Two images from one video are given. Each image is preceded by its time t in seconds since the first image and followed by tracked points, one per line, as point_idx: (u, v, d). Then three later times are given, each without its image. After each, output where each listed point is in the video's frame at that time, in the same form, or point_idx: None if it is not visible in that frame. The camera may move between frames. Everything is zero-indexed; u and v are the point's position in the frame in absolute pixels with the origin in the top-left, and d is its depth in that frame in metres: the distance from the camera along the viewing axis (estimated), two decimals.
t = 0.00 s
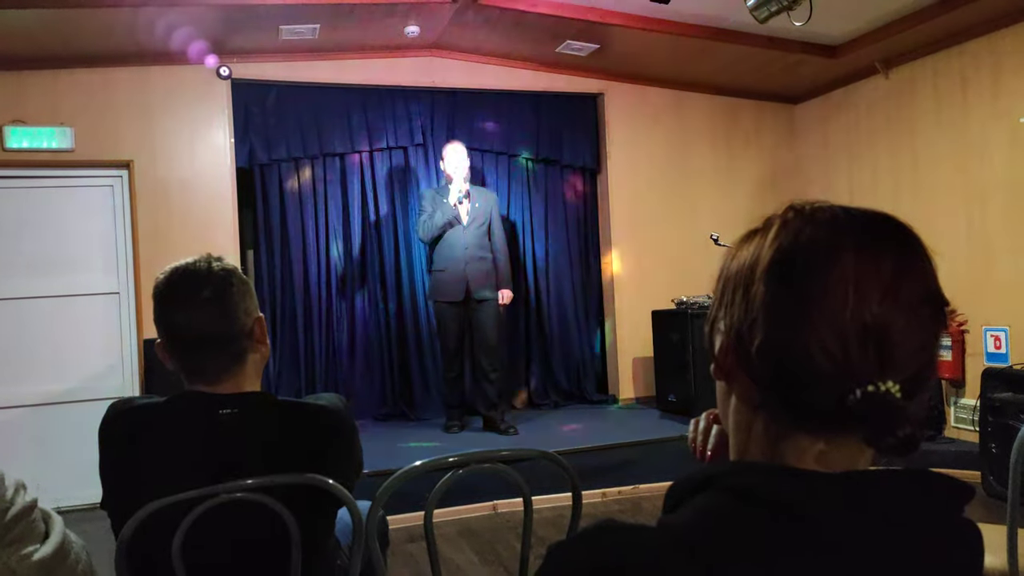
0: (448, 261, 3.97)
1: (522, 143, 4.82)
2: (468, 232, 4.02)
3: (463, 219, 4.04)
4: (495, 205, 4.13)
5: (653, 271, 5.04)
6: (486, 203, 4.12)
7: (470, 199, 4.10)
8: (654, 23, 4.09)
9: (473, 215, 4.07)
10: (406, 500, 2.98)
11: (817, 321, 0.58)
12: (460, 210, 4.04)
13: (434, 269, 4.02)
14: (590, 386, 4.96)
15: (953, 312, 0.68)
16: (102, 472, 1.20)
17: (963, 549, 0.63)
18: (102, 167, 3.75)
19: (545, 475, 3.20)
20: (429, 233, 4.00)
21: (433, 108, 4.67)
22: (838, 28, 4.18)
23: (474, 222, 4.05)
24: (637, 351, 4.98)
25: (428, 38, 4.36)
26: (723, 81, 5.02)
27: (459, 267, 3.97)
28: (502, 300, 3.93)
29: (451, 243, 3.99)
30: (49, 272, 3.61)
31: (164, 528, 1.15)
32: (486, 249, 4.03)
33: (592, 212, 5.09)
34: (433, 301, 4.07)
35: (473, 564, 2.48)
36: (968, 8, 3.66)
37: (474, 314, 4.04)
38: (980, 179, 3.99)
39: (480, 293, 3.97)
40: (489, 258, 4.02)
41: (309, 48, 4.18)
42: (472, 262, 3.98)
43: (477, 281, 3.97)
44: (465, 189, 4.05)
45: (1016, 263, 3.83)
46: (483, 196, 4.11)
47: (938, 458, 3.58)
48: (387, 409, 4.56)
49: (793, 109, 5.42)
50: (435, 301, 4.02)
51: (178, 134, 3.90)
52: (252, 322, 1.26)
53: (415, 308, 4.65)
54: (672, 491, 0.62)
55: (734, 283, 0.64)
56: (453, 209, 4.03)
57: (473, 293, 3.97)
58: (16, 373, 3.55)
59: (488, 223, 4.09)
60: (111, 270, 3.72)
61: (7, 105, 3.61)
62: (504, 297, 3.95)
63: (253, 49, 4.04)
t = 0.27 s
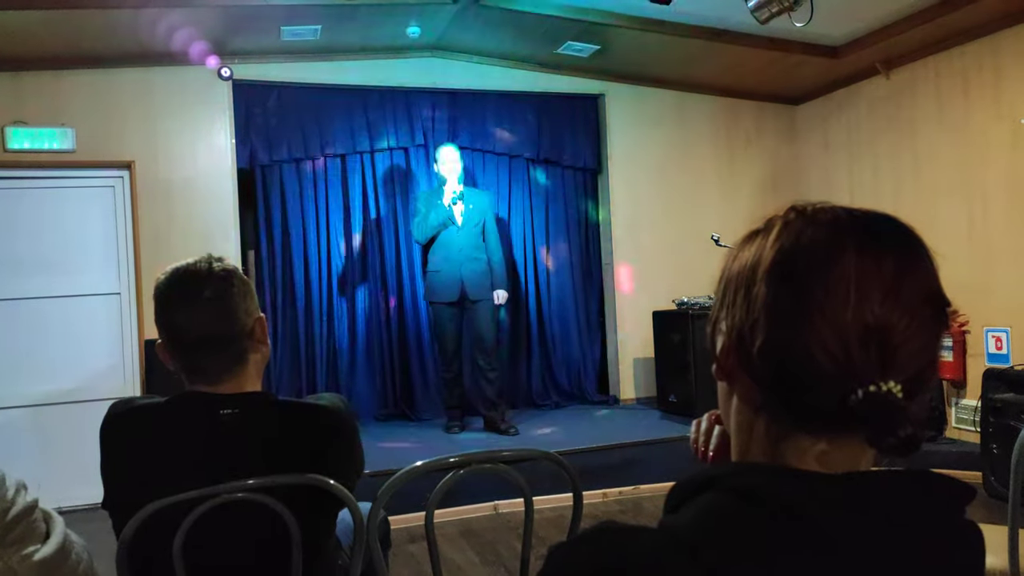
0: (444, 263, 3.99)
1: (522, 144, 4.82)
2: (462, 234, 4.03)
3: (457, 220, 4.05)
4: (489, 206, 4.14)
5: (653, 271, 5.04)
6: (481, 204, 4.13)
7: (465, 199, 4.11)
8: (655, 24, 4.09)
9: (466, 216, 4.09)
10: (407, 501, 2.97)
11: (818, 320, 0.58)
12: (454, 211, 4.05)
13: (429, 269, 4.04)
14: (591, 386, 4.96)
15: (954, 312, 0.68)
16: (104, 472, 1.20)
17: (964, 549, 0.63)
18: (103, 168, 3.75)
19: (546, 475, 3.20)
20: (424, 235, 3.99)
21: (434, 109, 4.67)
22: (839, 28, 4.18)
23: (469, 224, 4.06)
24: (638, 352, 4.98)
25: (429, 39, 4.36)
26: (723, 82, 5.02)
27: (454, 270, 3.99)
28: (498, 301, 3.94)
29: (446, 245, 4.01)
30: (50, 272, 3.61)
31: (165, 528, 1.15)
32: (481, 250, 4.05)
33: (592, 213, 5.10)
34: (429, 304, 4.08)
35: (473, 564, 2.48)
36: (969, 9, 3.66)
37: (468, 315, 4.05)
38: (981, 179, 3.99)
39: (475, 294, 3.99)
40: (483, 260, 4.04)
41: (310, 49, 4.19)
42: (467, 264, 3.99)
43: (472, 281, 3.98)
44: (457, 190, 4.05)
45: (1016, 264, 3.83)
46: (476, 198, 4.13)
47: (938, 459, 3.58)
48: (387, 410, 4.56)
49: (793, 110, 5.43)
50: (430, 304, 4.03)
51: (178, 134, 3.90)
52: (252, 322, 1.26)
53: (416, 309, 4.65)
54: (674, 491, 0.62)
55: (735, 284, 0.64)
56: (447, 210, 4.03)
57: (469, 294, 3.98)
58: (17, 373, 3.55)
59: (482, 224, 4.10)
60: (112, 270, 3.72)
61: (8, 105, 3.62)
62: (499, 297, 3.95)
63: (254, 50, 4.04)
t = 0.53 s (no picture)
0: (441, 262, 3.99)
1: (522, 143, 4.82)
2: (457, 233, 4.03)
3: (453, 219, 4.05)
4: (484, 205, 4.14)
5: (653, 271, 5.04)
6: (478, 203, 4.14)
7: (461, 198, 4.11)
8: (655, 24, 4.09)
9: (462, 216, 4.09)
10: (407, 500, 2.97)
11: (819, 320, 0.58)
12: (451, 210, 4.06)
13: (427, 269, 4.04)
14: (591, 386, 4.96)
15: (955, 312, 0.68)
16: (104, 471, 1.20)
17: (964, 548, 0.63)
18: (103, 167, 3.75)
19: (546, 475, 3.20)
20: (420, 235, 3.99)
21: (434, 108, 4.66)
22: (839, 28, 4.18)
23: (466, 223, 4.06)
24: (637, 351, 4.98)
25: (429, 38, 4.36)
26: (723, 82, 5.02)
27: (452, 268, 3.99)
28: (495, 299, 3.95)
29: (443, 244, 4.01)
30: (50, 271, 3.61)
31: (164, 527, 1.15)
32: (479, 249, 4.05)
33: (593, 213, 5.10)
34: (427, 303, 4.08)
35: (473, 564, 2.48)
36: (969, 8, 3.66)
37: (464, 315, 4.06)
38: (981, 179, 3.99)
39: (474, 293, 3.99)
40: (481, 259, 4.04)
41: (310, 48, 4.19)
42: (464, 263, 3.99)
43: (470, 281, 3.98)
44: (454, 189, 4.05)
45: (1016, 264, 3.83)
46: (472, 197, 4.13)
47: (938, 459, 3.58)
48: (387, 409, 4.56)
49: (793, 110, 5.43)
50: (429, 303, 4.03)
51: (178, 134, 3.90)
52: (252, 322, 1.26)
53: (415, 308, 4.65)
54: (674, 491, 0.62)
55: (737, 283, 0.64)
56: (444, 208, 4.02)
57: (466, 293, 3.98)
58: (17, 373, 3.55)
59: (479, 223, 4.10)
60: (112, 269, 3.73)
61: (8, 104, 3.61)
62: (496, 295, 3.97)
63: (254, 49, 4.04)
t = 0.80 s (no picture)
0: (441, 261, 3.99)
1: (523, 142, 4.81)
2: (457, 232, 4.03)
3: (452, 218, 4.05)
4: (483, 204, 4.15)
5: (654, 270, 5.03)
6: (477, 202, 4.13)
7: (461, 197, 4.11)
8: (657, 22, 4.08)
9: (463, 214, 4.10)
10: (407, 499, 2.98)
11: (820, 319, 0.58)
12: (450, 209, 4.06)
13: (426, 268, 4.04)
14: (591, 385, 4.96)
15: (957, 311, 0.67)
16: (106, 470, 1.20)
17: (964, 548, 0.62)
18: (104, 165, 3.75)
19: (546, 474, 3.19)
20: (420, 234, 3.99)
21: (435, 107, 4.66)
22: (841, 27, 4.18)
23: (465, 222, 4.06)
24: (638, 350, 4.98)
25: (430, 37, 4.36)
26: (725, 81, 5.02)
27: (451, 267, 3.99)
28: (494, 298, 3.97)
29: (444, 243, 4.01)
30: (51, 270, 3.61)
31: (165, 526, 1.15)
32: (479, 248, 4.05)
33: (593, 211, 5.10)
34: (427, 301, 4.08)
35: (473, 563, 2.48)
36: (971, 7, 3.66)
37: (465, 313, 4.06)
38: (982, 179, 3.99)
39: (473, 292, 3.99)
40: (481, 258, 4.04)
41: (310, 47, 4.19)
42: (464, 262, 3.98)
43: (469, 280, 3.98)
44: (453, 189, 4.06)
45: (1017, 263, 3.83)
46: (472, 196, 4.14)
47: (939, 458, 3.58)
48: (388, 408, 4.56)
49: (795, 109, 5.42)
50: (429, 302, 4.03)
51: (178, 132, 3.90)
52: (253, 321, 1.26)
53: (416, 307, 4.65)
54: (675, 489, 0.62)
55: (739, 282, 0.64)
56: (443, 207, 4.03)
57: (466, 292, 3.99)
58: (19, 371, 3.55)
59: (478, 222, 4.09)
60: (113, 268, 3.73)
61: (9, 103, 3.62)
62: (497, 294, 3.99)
63: (255, 48, 4.04)
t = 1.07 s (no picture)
0: (440, 261, 3.99)
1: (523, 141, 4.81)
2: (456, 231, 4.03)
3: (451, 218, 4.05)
4: (482, 204, 4.14)
5: (653, 270, 5.03)
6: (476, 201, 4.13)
7: (459, 196, 4.11)
8: (656, 22, 4.08)
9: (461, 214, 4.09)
10: (406, 499, 2.97)
11: (819, 317, 0.58)
12: (448, 209, 4.06)
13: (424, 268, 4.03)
14: (591, 385, 4.96)
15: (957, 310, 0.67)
16: (105, 470, 1.20)
17: (963, 548, 0.62)
18: (103, 165, 3.75)
19: (546, 474, 3.19)
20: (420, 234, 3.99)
21: (435, 106, 4.66)
22: (840, 27, 4.18)
23: (463, 222, 4.06)
24: (638, 350, 4.98)
25: (430, 36, 4.36)
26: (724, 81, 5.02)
27: (450, 267, 3.99)
28: (493, 297, 3.96)
29: (443, 242, 4.00)
30: (50, 270, 3.61)
31: (164, 526, 1.15)
32: (478, 248, 4.04)
33: (593, 211, 5.10)
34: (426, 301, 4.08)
35: (473, 563, 2.48)
36: (970, 7, 3.66)
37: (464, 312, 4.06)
38: (982, 178, 3.99)
39: (472, 292, 3.98)
40: (480, 258, 4.03)
41: (310, 46, 4.18)
42: (462, 261, 3.98)
43: (467, 279, 3.98)
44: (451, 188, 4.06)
45: (1017, 263, 3.83)
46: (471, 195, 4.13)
47: (938, 458, 3.58)
48: (387, 408, 4.56)
49: (794, 108, 5.42)
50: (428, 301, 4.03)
51: (178, 132, 3.89)
52: (253, 320, 1.26)
53: (416, 307, 4.64)
54: (674, 489, 0.62)
55: (738, 281, 0.64)
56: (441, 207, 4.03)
57: (465, 291, 3.99)
58: (18, 371, 3.55)
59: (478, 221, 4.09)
60: (112, 267, 3.72)
61: (8, 102, 3.61)
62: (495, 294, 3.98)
63: (255, 47, 4.04)
